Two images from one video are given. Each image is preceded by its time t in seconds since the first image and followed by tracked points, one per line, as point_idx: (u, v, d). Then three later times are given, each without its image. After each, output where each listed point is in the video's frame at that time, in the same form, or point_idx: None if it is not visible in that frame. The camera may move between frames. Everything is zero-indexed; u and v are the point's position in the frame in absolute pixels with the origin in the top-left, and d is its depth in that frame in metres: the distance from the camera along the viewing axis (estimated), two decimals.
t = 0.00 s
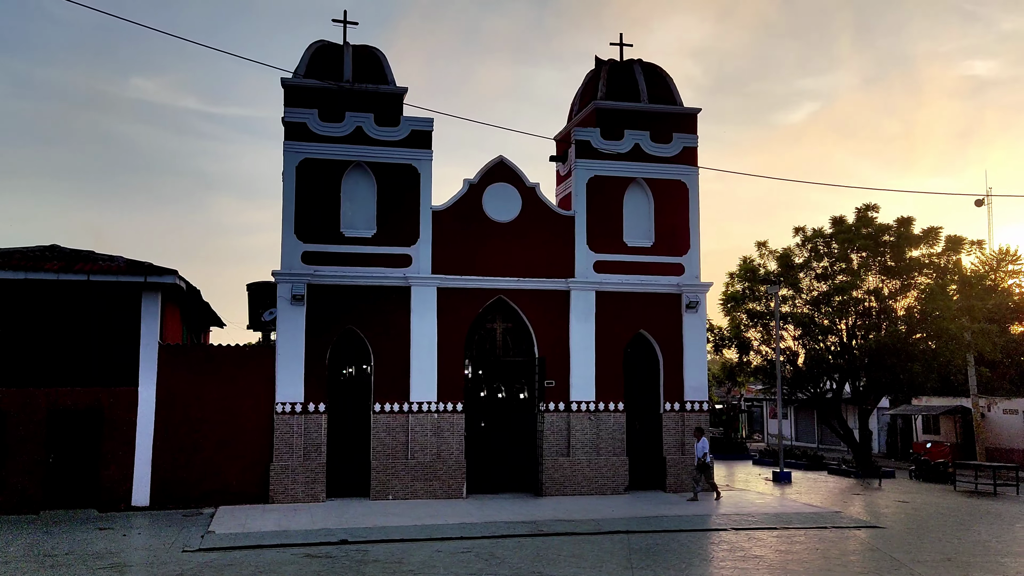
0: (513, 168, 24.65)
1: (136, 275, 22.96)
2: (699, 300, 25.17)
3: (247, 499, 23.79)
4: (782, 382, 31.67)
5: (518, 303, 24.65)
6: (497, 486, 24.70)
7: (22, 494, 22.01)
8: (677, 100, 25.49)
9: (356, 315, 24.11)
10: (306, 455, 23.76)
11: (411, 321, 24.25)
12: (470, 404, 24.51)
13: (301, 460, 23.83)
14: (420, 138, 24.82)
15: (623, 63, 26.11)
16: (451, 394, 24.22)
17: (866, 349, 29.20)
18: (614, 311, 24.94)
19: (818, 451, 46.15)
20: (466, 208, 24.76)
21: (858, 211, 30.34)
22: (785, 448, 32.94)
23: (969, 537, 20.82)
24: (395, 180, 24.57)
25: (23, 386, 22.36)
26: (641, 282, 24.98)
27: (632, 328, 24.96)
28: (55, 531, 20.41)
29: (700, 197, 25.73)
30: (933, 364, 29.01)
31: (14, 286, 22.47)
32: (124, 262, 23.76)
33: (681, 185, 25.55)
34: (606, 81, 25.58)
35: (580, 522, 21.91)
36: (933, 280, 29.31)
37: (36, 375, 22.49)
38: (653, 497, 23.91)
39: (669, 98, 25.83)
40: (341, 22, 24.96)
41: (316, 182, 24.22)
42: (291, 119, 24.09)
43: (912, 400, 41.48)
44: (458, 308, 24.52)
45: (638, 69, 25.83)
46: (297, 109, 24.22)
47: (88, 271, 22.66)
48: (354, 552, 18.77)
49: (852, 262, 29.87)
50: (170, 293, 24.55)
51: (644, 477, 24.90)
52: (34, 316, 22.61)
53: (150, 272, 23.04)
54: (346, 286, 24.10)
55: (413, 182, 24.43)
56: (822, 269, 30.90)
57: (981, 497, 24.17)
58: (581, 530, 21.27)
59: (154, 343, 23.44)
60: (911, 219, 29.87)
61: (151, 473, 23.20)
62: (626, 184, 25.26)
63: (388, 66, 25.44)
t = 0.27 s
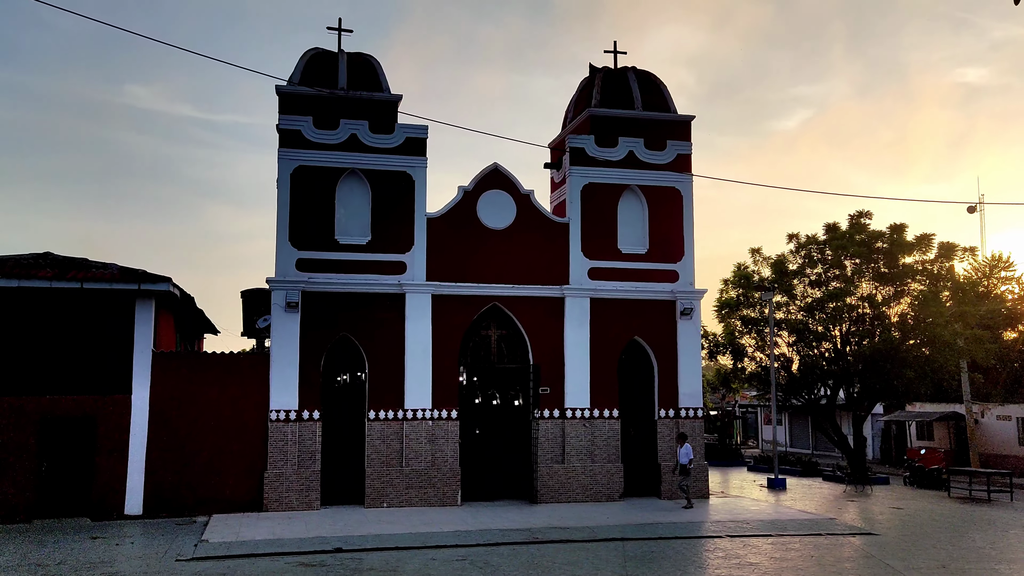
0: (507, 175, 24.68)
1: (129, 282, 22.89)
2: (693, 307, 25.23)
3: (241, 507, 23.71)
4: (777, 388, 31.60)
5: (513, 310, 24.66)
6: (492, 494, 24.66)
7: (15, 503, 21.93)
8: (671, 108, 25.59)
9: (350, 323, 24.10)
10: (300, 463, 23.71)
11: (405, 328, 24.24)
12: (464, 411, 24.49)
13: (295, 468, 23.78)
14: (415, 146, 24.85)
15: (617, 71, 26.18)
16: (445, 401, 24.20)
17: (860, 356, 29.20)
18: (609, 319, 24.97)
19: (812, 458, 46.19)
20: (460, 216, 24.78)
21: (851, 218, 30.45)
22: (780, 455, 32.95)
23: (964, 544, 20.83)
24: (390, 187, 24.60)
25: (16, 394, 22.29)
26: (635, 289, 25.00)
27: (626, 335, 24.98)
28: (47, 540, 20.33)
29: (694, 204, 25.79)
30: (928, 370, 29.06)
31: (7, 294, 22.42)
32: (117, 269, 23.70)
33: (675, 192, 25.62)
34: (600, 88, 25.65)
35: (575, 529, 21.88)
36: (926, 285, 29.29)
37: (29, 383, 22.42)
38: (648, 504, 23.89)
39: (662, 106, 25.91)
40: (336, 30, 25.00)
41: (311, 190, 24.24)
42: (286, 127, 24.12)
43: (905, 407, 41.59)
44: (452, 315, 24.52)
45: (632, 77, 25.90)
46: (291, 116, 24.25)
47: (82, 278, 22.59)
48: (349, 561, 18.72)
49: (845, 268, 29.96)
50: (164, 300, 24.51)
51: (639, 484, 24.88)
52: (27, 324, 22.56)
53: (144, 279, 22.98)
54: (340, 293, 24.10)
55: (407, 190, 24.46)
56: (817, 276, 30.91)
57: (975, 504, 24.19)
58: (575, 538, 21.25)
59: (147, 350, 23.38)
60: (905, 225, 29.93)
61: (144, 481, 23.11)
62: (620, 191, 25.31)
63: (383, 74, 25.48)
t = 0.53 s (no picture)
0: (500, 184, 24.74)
1: (120, 292, 22.81)
2: (685, 316, 25.26)
3: (232, 517, 23.60)
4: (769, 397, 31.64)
5: (505, 319, 24.67)
6: (485, 503, 24.59)
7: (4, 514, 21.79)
8: (662, 117, 25.70)
9: (342, 332, 24.07)
10: (291, 473, 23.63)
11: (397, 337, 24.21)
12: (457, 420, 24.45)
13: (286, 477, 23.69)
14: (407, 154, 24.89)
15: (609, 81, 26.33)
16: (438, 410, 24.16)
17: (851, 364, 29.22)
18: (601, 327, 24.98)
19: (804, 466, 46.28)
20: (452, 225, 24.80)
21: (841, 226, 30.49)
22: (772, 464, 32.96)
23: (956, 552, 20.85)
24: (382, 196, 24.62)
25: (5, 404, 22.17)
26: (628, 298, 25.04)
27: (618, 343, 25.00)
28: (37, 552, 20.19)
29: (685, 213, 25.86)
30: (918, 379, 29.02)
31: None
32: (108, 279, 23.62)
33: (667, 201, 25.70)
34: (592, 98, 25.78)
35: (567, 538, 21.84)
36: (916, 295, 29.37)
37: (18, 394, 22.31)
38: (641, 513, 23.86)
39: (654, 116, 26.04)
40: (328, 39, 25.05)
41: (303, 199, 24.25)
42: (278, 136, 24.14)
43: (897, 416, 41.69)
44: (445, 324, 24.51)
45: (624, 87, 26.04)
46: (284, 125, 24.28)
47: (72, 288, 22.51)
48: (340, 572, 18.65)
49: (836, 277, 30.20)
50: (155, 310, 24.45)
51: (632, 493, 24.86)
52: (17, 334, 22.47)
53: (135, 289, 22.91)
54: (333, 302, 24.08)
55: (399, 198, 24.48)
56: (807, 284, 31.06)
57: (967, 513, 24.22)
58: (568, 548, 21.20)
59: (138, 360, 23.28)
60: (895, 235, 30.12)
61: (134, 492, 22.98)
62: (612, 200, 25.38)
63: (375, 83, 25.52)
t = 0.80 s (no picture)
0: (491, 194, 24.78)
1: (109, 302, 22.58)
2: (676, 325, 25.31)
3: (221, 529, 23.44)
4: (760, 406, 31.71)
5: (496, 329, 24.67)
6: (477, 513, 24.53)
7: None
8: (653, 127, 25.81)
9: (333, 342, 24.01)
10: (281, 484, 23.53)
11: (388, 347, 24.17)
12: (449, 430, 24.40)
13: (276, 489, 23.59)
14: (399, 164, 24.88)
15: (600, 91, 26.42)
16: (429, 420, 24.12)
17: (841, 373, 29.50)
18: (592, 337, 25.01)
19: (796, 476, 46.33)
20: (443, 234, 24.80)
21: (832, 236, 30.70)
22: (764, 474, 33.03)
23: (947, 561, 20.91)
24: (373, 206, 24.61)
25: None
26: (619, 307, 25.09)
27: (610, 353, 25.02)
28: (24, 565, 20.02)
29: (676, 223, 25.95)
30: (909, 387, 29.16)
31: None
32: (98, 289, 23.42)
33: (658, 211, 25.79)
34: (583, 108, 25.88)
35: (559, 548, 21.80)
36: (906, 304, 29.67)
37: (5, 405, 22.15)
38: (633, 523, 23.86)
39: (645, 126, 26.13)
40: (319, 48, 25.06)
41: (294, 208, 24.25)
42: (269, 145, 24.13)
43: (886, 425, 41.85)
44: (436, 333, 24.48)
45: (615, 97, 26.14)
46: (275, 135, 24.27)
47: (60, 298, 22.30)
48: None
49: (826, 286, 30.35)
50: (145, 320, 24.29)
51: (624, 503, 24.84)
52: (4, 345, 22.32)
53: (123, 299, 22.66)
54: (323, 311, 24.05)
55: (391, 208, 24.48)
56: (798, 293, 31.13)
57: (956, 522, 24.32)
58: (560, 558, 21.16)
59: (126, 371, 23.05)
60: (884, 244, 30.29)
61: (122, 504, 22.81)
62: (603, 210, 25.46)
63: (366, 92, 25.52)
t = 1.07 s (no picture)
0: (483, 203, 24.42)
1: (92, 313, 22.00)
2: (671, 336, 25.00)
3: (207, 545, 22.93)
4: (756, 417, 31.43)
5: (489, 340, 24.28)
6: (469, 528, 24.06)
7: None
8: (648, 136, 25.50)
9: (322, 353, 23.60)
10: (269, 497, 23.13)
11: (378, 358, 23.75)
12: (440, 443, 23.97)
13: (264, 502, 23.20)
14: (389, 172, 24.48)
15: (593, 98, 26.16)
16: (420, 433, 23.69)
17: (837, 384, 29.12)
18: (585, 348, 24.66)
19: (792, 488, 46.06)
20: (435, 244, 24.41)
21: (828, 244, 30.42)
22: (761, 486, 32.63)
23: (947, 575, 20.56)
24: (364, 215, 24.21)
25: None
26: (613, 318, 24.76)
27: (603, 364, 24.67)
28: None
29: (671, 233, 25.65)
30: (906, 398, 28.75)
31: None
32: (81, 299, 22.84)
33: (653, 220, 25.50)
34: (576, 116, 25.61)
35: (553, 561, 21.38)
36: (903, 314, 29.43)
37: None
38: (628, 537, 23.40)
39: (639, 134, 25.87)
40: (308, 55, 24.67)
41: (282, 218, 23.85)
42: (257, 153, 23.71)
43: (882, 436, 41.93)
44: (427, 344, 24.07)
45: (608, 105, 25.87)
46: (263, 143, 23.87)
47: (41, 309, 21.74)
48: None
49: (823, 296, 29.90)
50: (129, 331, 23.78)
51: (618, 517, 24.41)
52: None
53: (107, 310, 22.05)
54: (313, 323, 23.66)
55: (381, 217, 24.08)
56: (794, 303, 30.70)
57: (954, 534, 24.01)
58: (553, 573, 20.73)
59: (110, 383, 22.49)
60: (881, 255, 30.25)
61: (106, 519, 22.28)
62: (597, 219, 25.16)
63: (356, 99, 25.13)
